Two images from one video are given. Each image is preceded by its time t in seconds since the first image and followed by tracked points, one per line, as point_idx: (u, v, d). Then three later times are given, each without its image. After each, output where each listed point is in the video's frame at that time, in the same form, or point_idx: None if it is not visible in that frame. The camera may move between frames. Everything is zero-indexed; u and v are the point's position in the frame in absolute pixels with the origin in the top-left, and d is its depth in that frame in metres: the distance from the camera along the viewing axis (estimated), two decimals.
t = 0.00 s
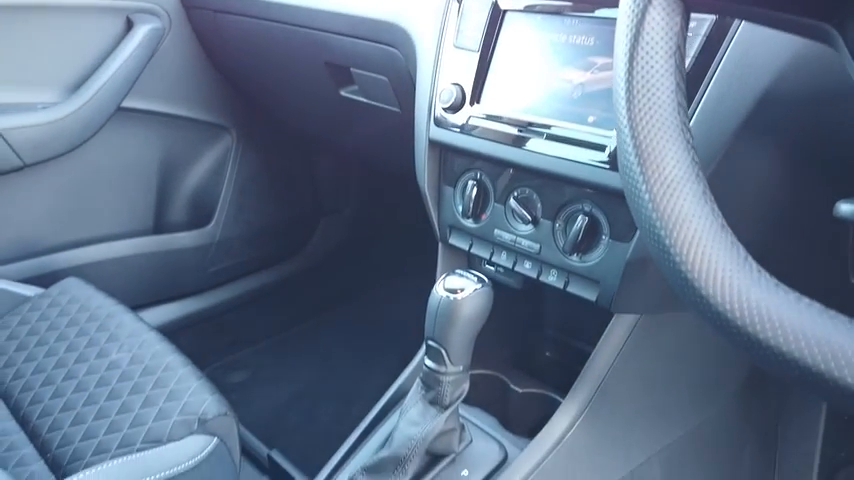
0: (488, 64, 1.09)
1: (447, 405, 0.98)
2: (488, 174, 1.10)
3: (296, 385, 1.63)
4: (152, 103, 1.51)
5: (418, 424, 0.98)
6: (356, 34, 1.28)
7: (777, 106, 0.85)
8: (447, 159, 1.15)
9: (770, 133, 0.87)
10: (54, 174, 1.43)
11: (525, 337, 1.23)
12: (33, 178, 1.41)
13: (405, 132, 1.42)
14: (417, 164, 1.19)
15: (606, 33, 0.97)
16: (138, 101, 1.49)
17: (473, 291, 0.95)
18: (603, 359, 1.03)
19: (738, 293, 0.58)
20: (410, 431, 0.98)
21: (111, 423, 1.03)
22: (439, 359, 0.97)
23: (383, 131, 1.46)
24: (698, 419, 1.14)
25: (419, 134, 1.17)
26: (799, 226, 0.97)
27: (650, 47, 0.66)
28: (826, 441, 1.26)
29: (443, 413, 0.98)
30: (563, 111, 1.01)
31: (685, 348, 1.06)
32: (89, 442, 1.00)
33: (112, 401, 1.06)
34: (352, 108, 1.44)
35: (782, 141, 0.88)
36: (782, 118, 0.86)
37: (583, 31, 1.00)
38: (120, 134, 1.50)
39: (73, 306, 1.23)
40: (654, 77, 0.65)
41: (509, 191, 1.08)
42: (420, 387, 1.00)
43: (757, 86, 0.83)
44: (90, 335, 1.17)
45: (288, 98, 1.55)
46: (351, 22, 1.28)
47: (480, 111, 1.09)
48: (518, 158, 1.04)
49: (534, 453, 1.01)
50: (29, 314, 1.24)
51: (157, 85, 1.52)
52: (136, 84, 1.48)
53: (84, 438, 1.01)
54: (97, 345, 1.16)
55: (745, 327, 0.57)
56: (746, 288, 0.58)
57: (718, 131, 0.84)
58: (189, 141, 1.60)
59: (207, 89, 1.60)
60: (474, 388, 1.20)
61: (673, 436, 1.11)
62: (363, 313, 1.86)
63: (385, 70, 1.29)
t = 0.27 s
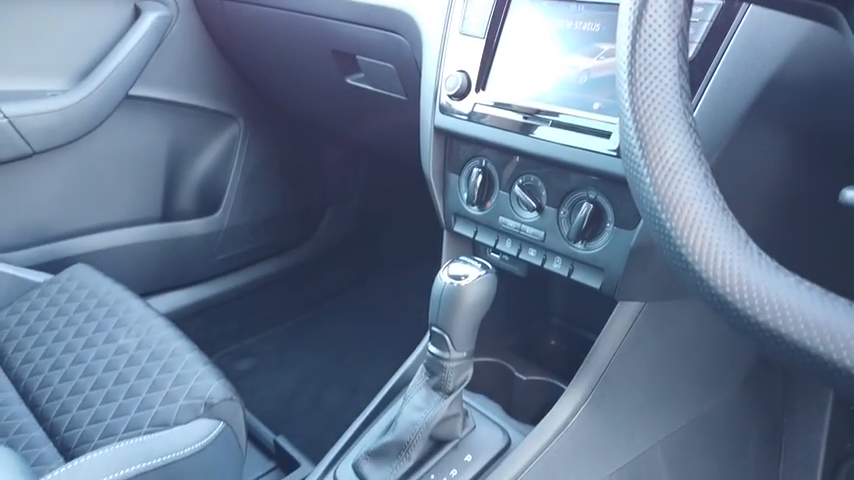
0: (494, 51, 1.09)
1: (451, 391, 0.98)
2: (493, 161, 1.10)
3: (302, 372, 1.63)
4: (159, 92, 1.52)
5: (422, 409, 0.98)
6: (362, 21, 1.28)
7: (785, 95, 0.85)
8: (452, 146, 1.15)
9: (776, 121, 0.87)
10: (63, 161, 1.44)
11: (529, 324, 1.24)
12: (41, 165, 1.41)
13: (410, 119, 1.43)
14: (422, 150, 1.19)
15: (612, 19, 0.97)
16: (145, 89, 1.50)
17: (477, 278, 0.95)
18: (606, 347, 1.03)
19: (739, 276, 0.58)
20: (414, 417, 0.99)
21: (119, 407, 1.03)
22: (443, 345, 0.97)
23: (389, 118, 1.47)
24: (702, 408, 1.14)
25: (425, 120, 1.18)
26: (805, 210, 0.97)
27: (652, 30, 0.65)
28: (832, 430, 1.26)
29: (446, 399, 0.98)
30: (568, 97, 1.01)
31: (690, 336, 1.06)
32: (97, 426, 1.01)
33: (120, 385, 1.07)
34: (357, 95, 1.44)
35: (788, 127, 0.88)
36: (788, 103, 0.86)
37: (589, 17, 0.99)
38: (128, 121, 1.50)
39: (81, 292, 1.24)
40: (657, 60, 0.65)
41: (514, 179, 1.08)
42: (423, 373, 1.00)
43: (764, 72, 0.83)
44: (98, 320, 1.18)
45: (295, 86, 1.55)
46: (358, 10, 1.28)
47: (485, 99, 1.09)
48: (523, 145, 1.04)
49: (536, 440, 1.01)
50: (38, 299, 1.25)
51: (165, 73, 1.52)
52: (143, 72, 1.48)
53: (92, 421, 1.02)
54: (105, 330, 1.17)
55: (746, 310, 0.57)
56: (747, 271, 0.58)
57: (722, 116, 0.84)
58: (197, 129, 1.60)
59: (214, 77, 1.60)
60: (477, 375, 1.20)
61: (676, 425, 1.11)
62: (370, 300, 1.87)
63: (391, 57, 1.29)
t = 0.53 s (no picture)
0: (501, 34, 1.09)
1: (456, 371, 0.99)
2: (500, 145, 1.11)
3: (311, 357, 1.65)
4: (167, 78, 1.53)
5: (427, 389, 0.99)
6: (371, 6, 1.29)
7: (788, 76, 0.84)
8: (459, 130, 1.16)
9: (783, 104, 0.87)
10: (74, 146, 1.45)
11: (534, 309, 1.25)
12: (53, 150, 1.42)
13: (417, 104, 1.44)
14: (429, 134, 1.20)
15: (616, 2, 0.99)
16: (156, 75, 1.51)
17: (482, 260, 0.96)
18: (611, 329, 1.03)
19: (738, 248, 0.58)
20: (419, 396, 0.99)
21: (129, 386, 1.04)
22: (448, 326, 0.98)
23: (399, 104, 1.47)
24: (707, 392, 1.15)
25: (432, 104, 1.18)
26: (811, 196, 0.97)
27: (656, 7, 0.66)
28: (838, 413, 1.27)
29: (451, 379, 0.99)
30: (575, 80, 1.01)
31: (695, 320, 1.06)
32: (108, 404, 1.02)
33: (130, 365, 1.08)
34: (366, 80, 1.45)
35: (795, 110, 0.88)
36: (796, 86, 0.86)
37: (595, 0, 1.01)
38: (138, 107, 1.52)
39: (93, 275, 1.26)
40: (660, 36, 0.66)
41: (520, 163, 1.09)
42: (429, 354, 1.02)
43: (770, 55, 0.83)
44: (109, 302, 1.20)
45: (306, 75, 1.56)
46: None
47: (493, 83, 1.10)
48: (529, 129, 1.04)
49: (540, 422, 1.02)
50: (50, 282, 1.27)
51: (175, 59, 1.53)
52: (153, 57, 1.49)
53: (103, 399, 1.03)
54: (116, 311, 1.18)
55: (746, 282, 0.57)
56: (747, 243, 0.58)
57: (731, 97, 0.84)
58: (207, 115, 1.62)
59: (224, 64, 1.61)
60: (483, 359, 1.20)
61: (681, 409, 1.12)
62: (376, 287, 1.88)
63: (400, 42, 1.30)
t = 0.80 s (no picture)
0: (509, 17, 1.10)
1: (461, 353, 0.99)
2: (507, 129, 1.11)
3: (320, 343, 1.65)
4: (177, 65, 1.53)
5: (433, 369, 1.00)
6: None
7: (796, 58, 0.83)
8: (466, 114, 1.16)
9: (791, 85, 0.86)
10: (86, 132, 1.46)
11: (541, 293, 1.25)
12: (66, 135, 1.43)
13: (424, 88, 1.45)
14: (437, 117, 1.20)
15: None
16: (166, 61, 1.52)
17: (488, 241, 0.96)
18: (616, 313, 1.03)
19: (739, 220, 0.59)
20: (424, 376, 1.00)
21: (139, 365, 1.05)
22: (453, 307, 0.98)
23: (407, 88, 1.48)
24: (712, 378, 1.14)
25: (440, 88, 1.18)
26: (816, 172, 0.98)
27: None
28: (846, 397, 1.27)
29: (457, 360, 0.99)
30: (583, 63, 1.01)
31: (700, 304, 1.06)
32: (119, 382, 1.03)
33: (140, 345, 1.09)
34: (375, 66, 1.46)
35: (803, 90, 0.88)
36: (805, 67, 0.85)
37: None
38: (149, 93, 1.53)
39: (104, 257, 1.27)
40: (663, 12, 0.66)
41: (527, 147, 1.09)
42: (435, 336, 1.02)
43: (778, 35, 0.81)
44: (120, 284, 1.21)
45: (316, 62, 1.57)
46: None
47: (501, 66, 1.10)
48: (536, 112, 1.04)
49: (544, 404, 1.02)
50: (62, 264, 1.28)
51: (185, 46, 1.54)
52: (163, 44, 1.50)
53: (114, 377, 1.04)
54: (127, 293, 1.19)
55: (746, 253, 0.58)
56: (747, 216, 0.59)
57: (741, 76, 0.83)
58: (218, 101, 1.63)
59: (233, 51, 1.61)
60: (490, 343, 1.21)
61: (685, 395, 1.12)
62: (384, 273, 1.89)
63: (409, 27, 1.30)
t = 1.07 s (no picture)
0: None
1: (471, 333, 1.00)
2: (519, 112, 1.11)
3: (333, 327, 1.67)
4: (191, 50, 1.54)
5: (443, 350, 1.01)
6: None
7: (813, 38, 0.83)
8: (479, 98, 1.17)
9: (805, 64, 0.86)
10: (104, 116, 1.48)
11: (553, 277, 1.25)
12: (85, 119, 1.45)
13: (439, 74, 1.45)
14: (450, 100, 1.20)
15: None
16: (182, 47, 1.53)
17: (499, 223, 0.96)
18: (628, 296, 1.03)
19: (748, 191, 0.59)
20: (434, 356, 1.01)
21: (155, 344, 1.06)
22: (464, 288, 0.98)
23: (421, 74, 1.48)
24: (724, 363, 1.14)
25: (453, 71, 1.18)
26: (830, 152, 0.97)
27: None
28: None
29: (467, 340, 1.00)
30: (597, 45, 1.00)
31: (712, 288, 1.06)
32: (135, 360, 1.04)
33: (156, 324, 1.10)
34: (388, 51, 1.47)
35: (816, 69, 0.87)
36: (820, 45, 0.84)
37: None
38: (165, 78, 1.54)
39: (122, 239, 1.28)
40: None
41: (539, 129, 1.09)
42: (445, 316, 1.02)
43: (796, 11, 0.81)
44: (137, 265, 1.22)
45: (332, 47, 1.58)
46: None
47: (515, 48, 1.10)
48: (550, 94, 1.04)
49: (554, 386, 1.03)
50: (81, 246, 1.29)
51: (200, 32, 1.54)
52: (179, 29, 1.51)
53: (130, 356, 1.04)
54: (143, 273, 1.21)
55: (754, 224, 0.59)
56: (756, 187, 0.59)
57: (755, 55, 0.83)
58: (233, 87, 1.64)
59: (248, 37, 1.62)
60: (502, 326, 1.21)
61: (696, 380, 1.11)
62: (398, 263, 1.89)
63: (423, 12, 1.30)
